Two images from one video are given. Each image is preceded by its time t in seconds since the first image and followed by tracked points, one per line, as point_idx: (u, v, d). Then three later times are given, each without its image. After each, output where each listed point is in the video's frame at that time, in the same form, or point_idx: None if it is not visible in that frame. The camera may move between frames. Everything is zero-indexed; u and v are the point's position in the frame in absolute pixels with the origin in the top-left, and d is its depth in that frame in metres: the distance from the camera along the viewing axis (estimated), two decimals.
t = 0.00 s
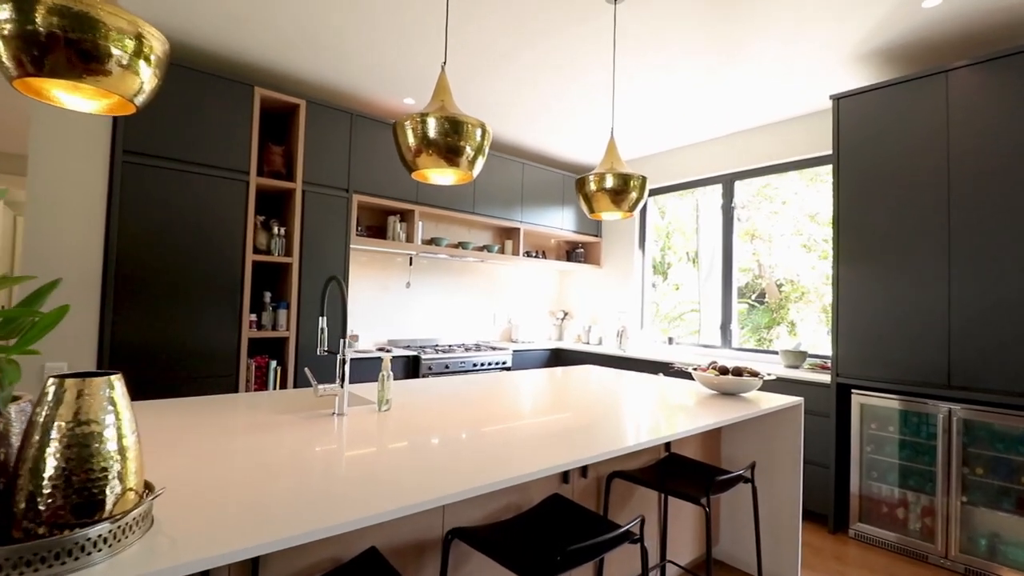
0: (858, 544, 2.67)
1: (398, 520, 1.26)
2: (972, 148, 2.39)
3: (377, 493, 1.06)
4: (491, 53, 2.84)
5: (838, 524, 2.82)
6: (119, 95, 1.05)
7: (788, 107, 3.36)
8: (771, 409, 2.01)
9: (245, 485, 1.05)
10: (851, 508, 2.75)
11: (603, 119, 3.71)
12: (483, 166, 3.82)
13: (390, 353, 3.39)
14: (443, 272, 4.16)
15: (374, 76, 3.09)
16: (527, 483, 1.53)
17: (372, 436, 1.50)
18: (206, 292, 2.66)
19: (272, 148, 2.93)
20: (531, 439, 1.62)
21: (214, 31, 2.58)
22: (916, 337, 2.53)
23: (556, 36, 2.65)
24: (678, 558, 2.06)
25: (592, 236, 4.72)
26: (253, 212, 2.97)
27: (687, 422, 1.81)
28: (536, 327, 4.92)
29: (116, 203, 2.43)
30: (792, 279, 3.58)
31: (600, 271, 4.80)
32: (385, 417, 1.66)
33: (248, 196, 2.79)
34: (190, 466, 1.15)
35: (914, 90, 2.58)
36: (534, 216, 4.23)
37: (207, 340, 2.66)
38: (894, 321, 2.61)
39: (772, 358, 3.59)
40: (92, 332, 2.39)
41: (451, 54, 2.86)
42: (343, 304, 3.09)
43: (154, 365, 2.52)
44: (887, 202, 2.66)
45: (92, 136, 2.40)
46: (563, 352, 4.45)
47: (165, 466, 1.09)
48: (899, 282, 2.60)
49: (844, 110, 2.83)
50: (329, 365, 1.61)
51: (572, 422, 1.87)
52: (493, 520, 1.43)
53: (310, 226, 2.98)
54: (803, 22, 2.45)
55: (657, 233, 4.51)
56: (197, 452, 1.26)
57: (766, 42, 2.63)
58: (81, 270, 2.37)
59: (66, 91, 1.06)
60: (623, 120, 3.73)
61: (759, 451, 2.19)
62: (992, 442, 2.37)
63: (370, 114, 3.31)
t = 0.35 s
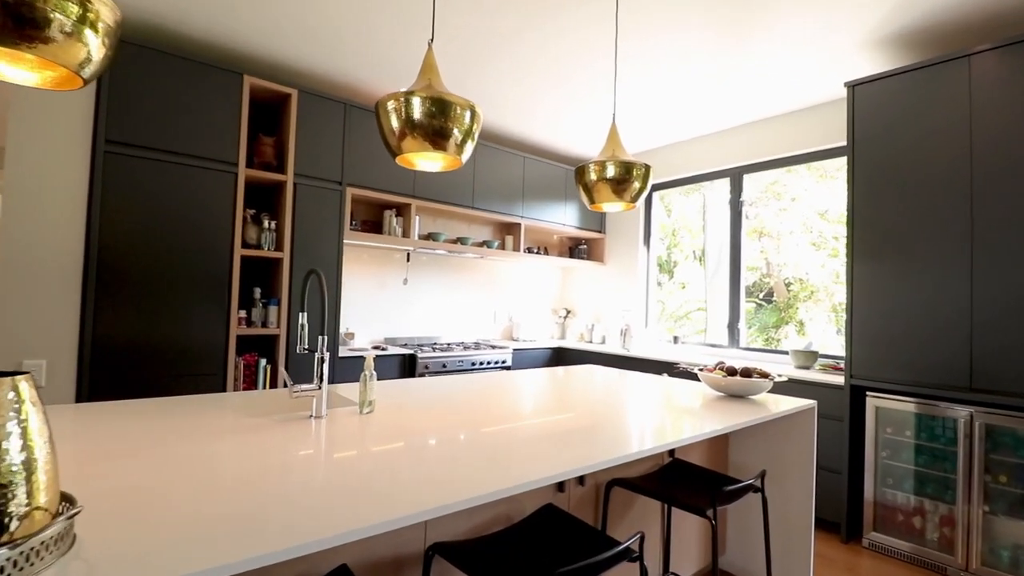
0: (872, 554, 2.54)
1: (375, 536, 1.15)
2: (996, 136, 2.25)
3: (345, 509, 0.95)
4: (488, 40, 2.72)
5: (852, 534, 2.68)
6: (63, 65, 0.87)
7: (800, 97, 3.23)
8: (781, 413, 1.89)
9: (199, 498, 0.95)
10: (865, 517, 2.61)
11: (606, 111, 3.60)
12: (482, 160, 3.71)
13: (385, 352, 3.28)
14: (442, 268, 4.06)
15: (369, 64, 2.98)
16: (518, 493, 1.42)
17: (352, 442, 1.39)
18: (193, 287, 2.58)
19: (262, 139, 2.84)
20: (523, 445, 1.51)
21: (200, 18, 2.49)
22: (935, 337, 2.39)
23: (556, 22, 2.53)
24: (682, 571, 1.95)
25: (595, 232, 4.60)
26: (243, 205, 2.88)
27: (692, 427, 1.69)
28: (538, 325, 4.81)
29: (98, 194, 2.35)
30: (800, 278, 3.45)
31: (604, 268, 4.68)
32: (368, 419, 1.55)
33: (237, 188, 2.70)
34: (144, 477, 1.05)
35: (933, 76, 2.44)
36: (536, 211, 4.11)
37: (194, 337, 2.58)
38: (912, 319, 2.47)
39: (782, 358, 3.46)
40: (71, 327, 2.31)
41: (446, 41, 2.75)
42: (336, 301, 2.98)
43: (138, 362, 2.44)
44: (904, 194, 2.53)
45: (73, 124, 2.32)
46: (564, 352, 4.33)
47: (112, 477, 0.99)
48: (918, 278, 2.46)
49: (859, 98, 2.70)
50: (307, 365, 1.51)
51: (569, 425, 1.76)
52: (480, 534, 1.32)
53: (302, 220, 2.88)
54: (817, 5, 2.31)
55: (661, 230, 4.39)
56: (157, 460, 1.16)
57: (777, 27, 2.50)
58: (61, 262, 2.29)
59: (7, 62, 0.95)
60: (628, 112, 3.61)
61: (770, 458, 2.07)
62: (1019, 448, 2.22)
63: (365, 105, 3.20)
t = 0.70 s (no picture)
0: (887, 569, 2.41)
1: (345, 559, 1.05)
2: None
3: (303, 538, 0.84)
4: (487, 27, 2.60)
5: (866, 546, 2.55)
6: None
7: (815, 88, 3.08)
8: (796, 422, 1.77)
9: (141, 524, 0.85)
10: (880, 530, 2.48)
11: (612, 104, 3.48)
12: (483, 153, 3.60)
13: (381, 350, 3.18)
14: (441, 265, 3.95)
15: (365, 53, 2.87)
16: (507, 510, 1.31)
17: (328, 450, 1.29)
18: (179, 283, 2.48)
19: (253, 129, 2.73)
20: (515, 454, 1.39)
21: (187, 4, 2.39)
22: (960, 341, 2.24)
23: (558, 8, 2.40)
24: None
25: (599, 229, 4.47)
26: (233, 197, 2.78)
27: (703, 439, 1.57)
28: (540, 324, 4.69)
29: (81, 185, 2.27)
30: (811, 277, 3.31)
31: (608, 266, 4.55)
32: (348, 426, 1.44)
33: (226, 179, 2.61)
34: (86, 495, 0.94)
35: (960, 62, 2.29)
36: (538, 207, 3.99)
37: (180, 335, 2.48)
38: (934, 322, 2.32)
39: (793, 361, 3.32)
40: (52, 323, 2.23)
41: (443, 28, 2.63)
42: (330, 297, 2.89)
43: (121, 360, 2.34)
44: (927, 188, 2.38)
45: (55, 112, 2.24)
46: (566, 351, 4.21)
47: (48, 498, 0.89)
48: (941, 277, 2.31)
49: (879, 88, 2.55)
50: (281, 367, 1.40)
51: (565, 433, 1.65)
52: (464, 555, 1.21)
53: (294, 213, 2.78)
54: None
55: (667, 226, 4.25)
56: (108, 474, 1.06)
57: (792, 12, 2.36)
58: (41, 256, 2.21)
59: None
60: (634, 104, 3.48)
61: (781, 469, 1.95)
62: None
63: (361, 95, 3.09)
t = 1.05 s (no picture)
0: None
1: None
2: None
3: (252, 559, 0.75)
4: (486, 14, 2.50)
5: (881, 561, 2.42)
6: None
7: (829, 79, 2.95)
8: (808, 433, 1.65)
9: (76, 538, 0.77)
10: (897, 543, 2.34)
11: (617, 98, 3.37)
12: (484, 147, 3.50)
13: (378, 349, 3.09)
14: (441, 263, 3.87)
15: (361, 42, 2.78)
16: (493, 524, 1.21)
17: (301, 454, 1.19)
18: (168, 279, 2.42)
19: (246, 120, 2.64)
20: (503, 461, 1.29)
21: None
22: (984, 346, 2.10)
23: None
24: None
25: (604, 227, 4.36)
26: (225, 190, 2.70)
27: (711, 449, 1.45)
28: (544, 324, 4.59)
29: (66, 176, 2.20)
30: (823, 278, 3.18)
31: (613, 265, 4.44)
32: (327, 429, 1.35)
33: (217, 172, 2.53)
34: (29, 502, 0.87)
35: (985, 49, 2.15)
36: (541, 204, 3.89)
37: (168, 331, 2.41)
38: (956, 325, 2.18)
39: (805, 364, 3.19)
40: (36, 319, 2.17)
41: (440, 15, 2.53)
42: (324, 294, 2.81)
43: (107, 357, 2.28)
44: (949, 183, 2.24)
45: (40, 101, 2.18)
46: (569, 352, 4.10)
47: None
48: (964, 278, 2.17)
49: (898, 77, 2.42)
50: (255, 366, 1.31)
51: (560, 438, 1.54)
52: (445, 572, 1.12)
53: (287, 207, 2.69)
54: None
55: (673, 224, 4.16)
56: (59, 478, 0.98)
57: None
58: (24, 250, 2.15)
59: None
60: (641, 97, 3.37)
61: (793, 480, 1.84)
62: None
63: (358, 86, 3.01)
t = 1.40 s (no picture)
0: None
1: None
2: None
3: None
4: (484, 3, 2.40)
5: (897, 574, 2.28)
6: None
7: (843, 68, 2.82)
8: (819, 441, 1.54)
9: None
10: (914, 554, 2.21)
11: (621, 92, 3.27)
12: (484, 142, 3.41)
13: (374, 350, 3.01)
14: (441, 261, 3.78)
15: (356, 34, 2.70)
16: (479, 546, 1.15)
17: (267, 461, 1.10)
18: (157, 278, 2.35)
19: (237, 115, 2.58)
20: (487, 469, 1.19)
21: None
22: (1009, 349, 1.95)
23: None
24: None
25: (609, 224, 4.26)
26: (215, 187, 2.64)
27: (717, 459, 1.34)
28: (547, 323, 4.49)
29: (52, 173, 2.13)
30: (837, 277, 3.05)
31: (618, 263, 4.33)
32: (301, 432, 1.27)
33: (208, 168, 2.47)
34: None
35: (1009, 31, 2.00)
36: (544, 201, 3.80)
37: (156, 331, 2.34)
38: (977, 327, 2.03)
39: (818, 366, 3.06)
40: (19, 319, 2.08)
41: (436, 4, 2.44)
42: (318, 293, 2.74)
43: (93, 358, 2.21)
44: (971, 175, 2.08)
45: (25, 96, 2.10)
46: (573, 353, 4.00)
47: None
48: (986, 277, 2.02)
49: (915, 63, 2.28)
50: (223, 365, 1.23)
51: (552, 444, 1.45)
52: None
53: (279, 204, 2.62)
54: None
55: (681, 220, 4.01)
56: None
57: None
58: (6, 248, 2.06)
59: None
60: (645, 90, 3.26)
61: (805, 489, 1.73)
62: None
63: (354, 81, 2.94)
